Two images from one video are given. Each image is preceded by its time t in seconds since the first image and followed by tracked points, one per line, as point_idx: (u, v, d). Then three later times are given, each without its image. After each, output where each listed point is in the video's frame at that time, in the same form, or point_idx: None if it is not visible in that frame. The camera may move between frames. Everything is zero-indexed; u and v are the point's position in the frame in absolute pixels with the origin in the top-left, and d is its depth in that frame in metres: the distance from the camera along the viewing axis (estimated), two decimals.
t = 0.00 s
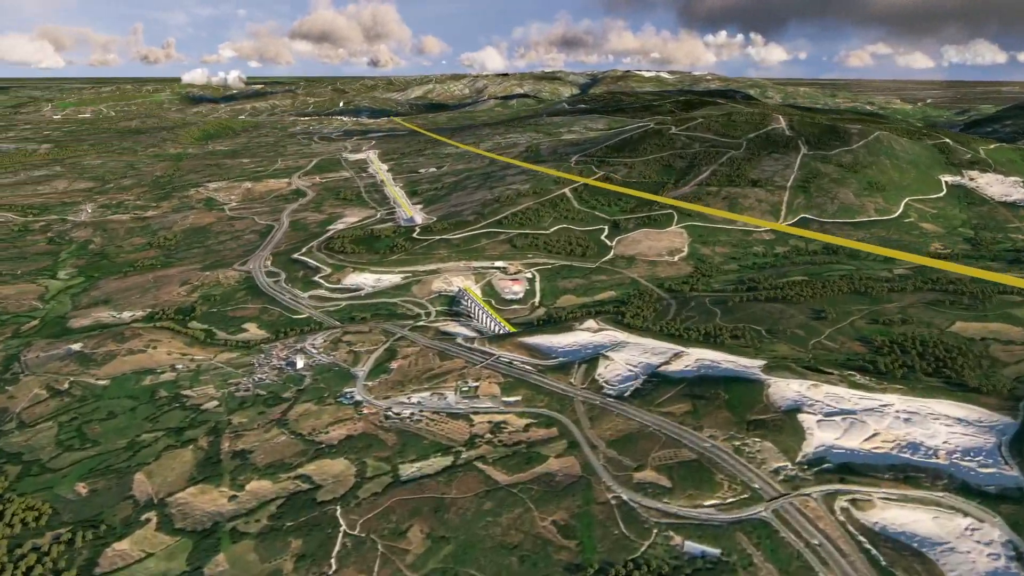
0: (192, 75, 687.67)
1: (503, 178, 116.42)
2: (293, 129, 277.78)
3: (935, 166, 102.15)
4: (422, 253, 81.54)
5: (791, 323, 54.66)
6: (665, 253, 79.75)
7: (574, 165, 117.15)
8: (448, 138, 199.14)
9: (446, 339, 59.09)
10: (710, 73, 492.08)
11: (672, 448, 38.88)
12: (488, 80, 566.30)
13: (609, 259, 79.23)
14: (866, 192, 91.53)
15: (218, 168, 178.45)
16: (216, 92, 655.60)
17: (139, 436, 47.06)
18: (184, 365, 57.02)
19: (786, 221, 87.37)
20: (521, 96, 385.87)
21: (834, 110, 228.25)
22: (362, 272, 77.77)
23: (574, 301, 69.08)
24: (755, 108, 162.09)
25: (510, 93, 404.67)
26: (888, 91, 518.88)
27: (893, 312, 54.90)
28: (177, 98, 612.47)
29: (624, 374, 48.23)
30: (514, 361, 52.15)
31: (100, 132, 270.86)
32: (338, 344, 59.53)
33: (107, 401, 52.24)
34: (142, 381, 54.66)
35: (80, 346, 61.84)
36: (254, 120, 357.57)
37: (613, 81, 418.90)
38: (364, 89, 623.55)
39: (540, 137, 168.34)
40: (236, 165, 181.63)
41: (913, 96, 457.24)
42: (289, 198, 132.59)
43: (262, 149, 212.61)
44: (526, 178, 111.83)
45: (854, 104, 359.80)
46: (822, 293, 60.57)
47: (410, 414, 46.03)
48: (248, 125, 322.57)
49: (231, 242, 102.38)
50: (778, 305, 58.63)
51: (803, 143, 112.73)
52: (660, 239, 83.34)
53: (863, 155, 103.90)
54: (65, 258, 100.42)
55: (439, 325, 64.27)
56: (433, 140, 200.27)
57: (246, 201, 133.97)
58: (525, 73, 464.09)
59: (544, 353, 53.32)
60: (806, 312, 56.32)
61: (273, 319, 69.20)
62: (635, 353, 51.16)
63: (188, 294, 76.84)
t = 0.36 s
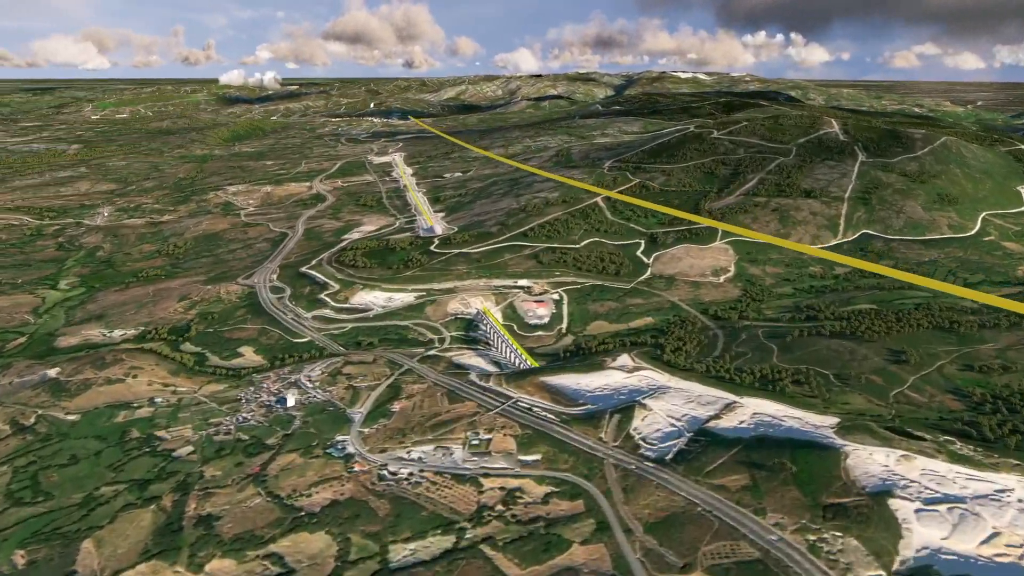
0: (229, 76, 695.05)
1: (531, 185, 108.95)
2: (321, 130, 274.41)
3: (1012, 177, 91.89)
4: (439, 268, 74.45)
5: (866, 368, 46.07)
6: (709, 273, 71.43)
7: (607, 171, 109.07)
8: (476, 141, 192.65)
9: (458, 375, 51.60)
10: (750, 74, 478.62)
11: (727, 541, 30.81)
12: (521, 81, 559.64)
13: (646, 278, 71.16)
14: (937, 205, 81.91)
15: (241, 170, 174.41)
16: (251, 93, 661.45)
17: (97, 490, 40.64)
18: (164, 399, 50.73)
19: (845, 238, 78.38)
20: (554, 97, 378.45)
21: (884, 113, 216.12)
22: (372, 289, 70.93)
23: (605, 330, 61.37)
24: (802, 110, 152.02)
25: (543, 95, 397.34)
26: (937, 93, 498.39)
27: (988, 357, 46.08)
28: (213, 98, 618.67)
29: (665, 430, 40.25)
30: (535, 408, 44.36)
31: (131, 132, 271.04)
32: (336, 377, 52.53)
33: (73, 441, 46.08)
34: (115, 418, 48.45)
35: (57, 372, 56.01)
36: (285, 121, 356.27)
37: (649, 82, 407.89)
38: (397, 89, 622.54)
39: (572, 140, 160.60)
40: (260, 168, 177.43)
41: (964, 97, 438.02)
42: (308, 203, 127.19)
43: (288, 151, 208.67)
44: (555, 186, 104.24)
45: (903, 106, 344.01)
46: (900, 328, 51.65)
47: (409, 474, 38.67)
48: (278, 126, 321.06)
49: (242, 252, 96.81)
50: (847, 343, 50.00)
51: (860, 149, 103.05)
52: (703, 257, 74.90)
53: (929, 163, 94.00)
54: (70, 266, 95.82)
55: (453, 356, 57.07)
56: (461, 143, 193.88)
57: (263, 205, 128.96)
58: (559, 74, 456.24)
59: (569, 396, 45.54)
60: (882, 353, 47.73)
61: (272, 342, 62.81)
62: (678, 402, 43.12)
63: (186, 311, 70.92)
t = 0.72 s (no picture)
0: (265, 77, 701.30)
1: (558, 193, 101.26)
2: (350, 131, 270.43)
3: None
4: (451, 287, 67.27)
5: (958, 432, 37.46)
6: (755, 298, 63.00)
7: (641, 178, 100.74)
8: (505, 144, 185.59)
9: (462, 421, 44.21)
10: (790, 76, 463.61)
11: None
12: (555, 83, 551.88)
13: (683, 303, 62.95)
14: (1018, 222, 72.08)
15: (263, 173, 170.13)
16: (286, 94, 665.97)
17: (26, 561, 34.20)
18: (127, 442, 44.41)
19: (911, 258, 69.07)
20: (587, 98, 370.00)
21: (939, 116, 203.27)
22: (377, 310, 64.09)
23: (636, 365, 53.54)
24: (854, 113, 141.50)
25: (577, 96, 389.00)
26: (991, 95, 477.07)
27: None
28: (249, 99, 623.65)
29: (708, 513, 32.27)
30: (549, 473, 36.70)
31: (161, 133, 270.93)
32: (323, 419, 45.55)
33: (15, 493, 39.85)
34: (68, 465, 42.16)
35: (18, 403, 50.09)
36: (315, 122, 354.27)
37: (686, 84, 396.62)
38: (430, 91, 620.31)
39: (604, 144, 152.42)
40: (283, 170, 172.96)
41: (1021, 99, 416.54)
42: (325, 209, 121.60)
43: (313, 153, 204.21)
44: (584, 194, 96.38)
45: (955, 109, 327.31)
46: (994, 378, 42.79)
47: (389, 560, 31.25)
48: (308, 127, 318.11)
49: (248, 262, 91.08)
50: (931, 396, 41.28)
51: (924, 155, 93.12)
52: (749, 280, 66.35)
53: (1005, 173, 83.85)
54: (71, 275, 91.09)
55: (459, 395, 49.87)
56: (489, 146, 187.09)
57: (279, 211, 123.60)
58: (594, 76, 447.83)
59: (590, 457, 37.77)
60: (976, 413, 39.04)
61: (261, 371, 56.30)
62: (724, 473, 35.07)
63: (175, 331, 64.93)
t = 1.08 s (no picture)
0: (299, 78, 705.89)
1: (584, 201, 93.32)
2: (377, 133, 265.86)
3: None
4: (458, 311, 59.96)
5: None
6: (807, 331, 54.38)
7: (674, 186, 92.33)
8: (532, 147, 177.93)
9: (453, 486, 36.76)
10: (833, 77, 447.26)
11: None
12: (588, 84, 542.59)
13: (723, 335, 54.60)
14: None
15: (284, 176, 165.48)
16: (320, 95, 668.36)
17: None
18: (65, 499, 37.95)
19: (989, 286, 59.74)
20: (621, 100, 360.38)
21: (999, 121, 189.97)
22: (373, 336, 57.11)
23: (666, 413, 45.51)
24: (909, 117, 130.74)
25: (610, 98, 379.57)
26: None
27: None
28: (283, 99, 627.25)
29: None
30: (552, 571, 28.82)
31: (189, 133, 269.86)
32: (292, 477, 38.58)
33: None
34: None
35: None
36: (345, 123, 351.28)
37: (724, 85, 384.47)
38: (463, 92, 615.95)
39: (636, 149, 143.79)
40: (303, 173, 168.05)
41: None
42: (339, 215, 115.56)
43: (337, 155, 199.47)
44: (612, 203, 88.29)
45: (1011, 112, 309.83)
46: None
47: None
48: (337, 128, 315.01)
49: (250, 274, 85.16)
50: None
51: (996, 164, 83.00)
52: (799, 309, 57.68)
53: None
54: (66, 285, 86.23)
55: (456, 446, 42.45)
56: (516, 149, 179.61)
57: (292, 216, 117.96)
58: (629, 77, 437.75)
59: (606, 550, 29.81)
60: None
61: (237, 407, 49.64)
62: None
63: (154, 355, 58.79)
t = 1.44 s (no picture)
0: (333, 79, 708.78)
1: (609, 211, 85.43)
2: (404, 135, 260.98)
3: None
4: (457, 340, 52.80)
5: None
6: (865, 374, 45.85)
7: (709, 196, 83.80)
8: (560, 150, 170.08)
9: None
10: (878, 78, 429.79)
11: None
12: (623, 85, 532.39)
13: (764, 378, 46.34)
14: None
15: (302, 179, 160.68)
16: (352, 96, 669.46)
17: None
18: None
19: None
20: (656, 101, 349.87)
21: None
22: (359, 368, 50.22)
23: (693, 479, 37.58)
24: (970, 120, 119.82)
25: (644, 100, 369.58)
26: None
27: None
28: (316, 100, 629.66)
29: None
30: None
31: (216, 134, 268.29)
32: (232, 557, 31.51)
33: None
34: None
35: None
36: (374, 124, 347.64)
37: (763, 87, 371.40)
38: (496, 94, 610.25)
39: (669, 154, 135.07)
40: (323, 176, 163.10)
41: None
42: (351, 222, 109.53)
43: (360, 157, 194.53)
44: (639, 214, 80.23)
45: None
46: None
47: None
48: (365, 129, 311.36)
49: (246, 287, 79.28)
50: None
51: None
52: (854, 347, 49.08)
53: None
54: (55, 296, 81.48)
55: (436, 518, 35.24)
56: (543, 152, 172.00)
57: (302, 223, 112.37)
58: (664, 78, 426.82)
59: None
60: None
61: (196, 452, 43.16)
62: None
63: (119, 383, 52.78)
